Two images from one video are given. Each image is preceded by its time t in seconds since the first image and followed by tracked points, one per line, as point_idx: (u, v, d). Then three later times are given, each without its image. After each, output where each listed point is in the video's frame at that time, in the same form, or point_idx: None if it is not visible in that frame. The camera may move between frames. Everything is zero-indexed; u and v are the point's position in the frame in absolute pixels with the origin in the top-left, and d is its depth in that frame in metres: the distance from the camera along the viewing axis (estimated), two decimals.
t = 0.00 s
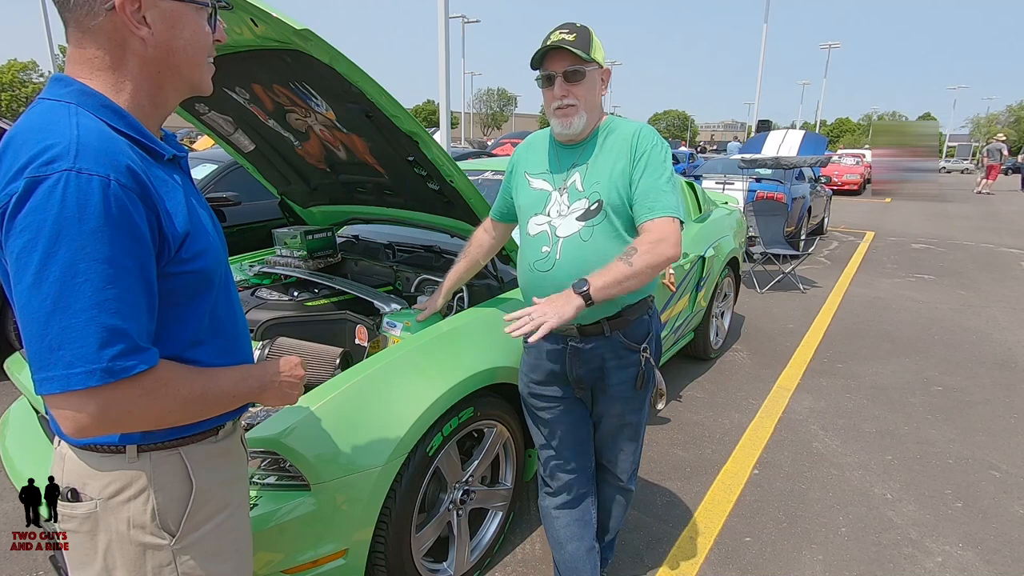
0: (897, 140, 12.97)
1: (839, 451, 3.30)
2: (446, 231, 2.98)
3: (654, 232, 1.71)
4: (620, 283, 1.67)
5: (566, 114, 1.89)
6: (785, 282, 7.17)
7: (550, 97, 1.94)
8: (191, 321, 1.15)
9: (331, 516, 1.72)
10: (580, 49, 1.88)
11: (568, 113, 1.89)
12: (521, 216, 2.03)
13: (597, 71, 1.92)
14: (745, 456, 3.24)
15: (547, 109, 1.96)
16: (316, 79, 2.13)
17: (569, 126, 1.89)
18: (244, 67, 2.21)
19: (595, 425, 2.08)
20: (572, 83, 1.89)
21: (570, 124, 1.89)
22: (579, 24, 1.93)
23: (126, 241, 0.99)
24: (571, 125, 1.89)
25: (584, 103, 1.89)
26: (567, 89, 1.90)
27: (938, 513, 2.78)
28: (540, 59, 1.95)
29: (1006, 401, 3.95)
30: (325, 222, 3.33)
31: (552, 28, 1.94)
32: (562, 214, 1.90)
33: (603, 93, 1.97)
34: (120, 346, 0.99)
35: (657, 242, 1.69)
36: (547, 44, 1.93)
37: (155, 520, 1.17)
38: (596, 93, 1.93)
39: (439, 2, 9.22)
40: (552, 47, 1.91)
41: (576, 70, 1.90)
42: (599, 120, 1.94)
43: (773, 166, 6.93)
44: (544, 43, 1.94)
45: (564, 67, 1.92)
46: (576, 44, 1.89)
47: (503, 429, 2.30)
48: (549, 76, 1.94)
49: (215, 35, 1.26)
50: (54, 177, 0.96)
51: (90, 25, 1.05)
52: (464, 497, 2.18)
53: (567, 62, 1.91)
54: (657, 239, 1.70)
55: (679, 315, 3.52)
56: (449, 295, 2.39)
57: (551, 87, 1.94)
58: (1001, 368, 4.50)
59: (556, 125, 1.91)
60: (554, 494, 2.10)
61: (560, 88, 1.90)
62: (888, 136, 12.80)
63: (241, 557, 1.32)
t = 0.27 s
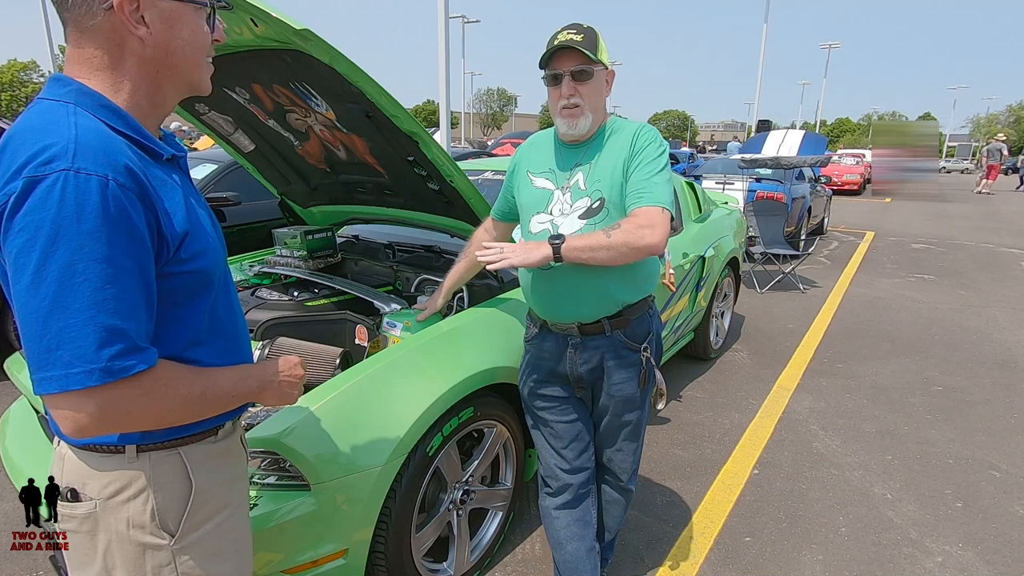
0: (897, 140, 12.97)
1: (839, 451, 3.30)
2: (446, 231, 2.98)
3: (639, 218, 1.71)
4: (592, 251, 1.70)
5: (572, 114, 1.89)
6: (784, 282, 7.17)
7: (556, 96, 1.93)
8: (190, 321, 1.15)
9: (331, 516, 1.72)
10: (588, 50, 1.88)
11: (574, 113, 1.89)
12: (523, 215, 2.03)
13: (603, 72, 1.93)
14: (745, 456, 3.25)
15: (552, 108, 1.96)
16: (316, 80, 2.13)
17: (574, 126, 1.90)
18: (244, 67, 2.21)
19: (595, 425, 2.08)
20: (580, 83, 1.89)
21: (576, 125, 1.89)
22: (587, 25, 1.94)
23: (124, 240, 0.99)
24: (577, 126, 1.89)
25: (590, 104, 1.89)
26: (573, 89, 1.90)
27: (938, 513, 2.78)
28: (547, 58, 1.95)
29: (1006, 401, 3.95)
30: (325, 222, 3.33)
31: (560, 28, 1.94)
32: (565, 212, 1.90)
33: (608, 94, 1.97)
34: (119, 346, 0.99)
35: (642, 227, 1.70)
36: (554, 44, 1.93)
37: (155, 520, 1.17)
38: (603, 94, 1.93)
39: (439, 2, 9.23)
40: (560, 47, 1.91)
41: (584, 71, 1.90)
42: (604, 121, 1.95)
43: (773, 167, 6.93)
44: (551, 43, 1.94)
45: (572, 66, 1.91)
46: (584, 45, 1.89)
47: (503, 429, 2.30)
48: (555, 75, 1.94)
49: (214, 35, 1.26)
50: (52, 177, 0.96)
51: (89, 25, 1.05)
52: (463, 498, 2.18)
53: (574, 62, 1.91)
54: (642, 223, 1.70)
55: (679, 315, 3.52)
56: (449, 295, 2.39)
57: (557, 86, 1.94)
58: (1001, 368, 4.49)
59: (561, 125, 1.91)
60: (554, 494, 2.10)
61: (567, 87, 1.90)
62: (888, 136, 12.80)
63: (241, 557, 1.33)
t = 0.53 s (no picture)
0: (897, 140, 12.97)
1: (839, 451, 3.30)
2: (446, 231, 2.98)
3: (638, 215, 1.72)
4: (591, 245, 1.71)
5: (571, 115, 1.89)
6: (784, 282, 7.17)
7: (556, 97, 1.93)
8: (188, 321, 1.14)
9: (331, 516, 1.72)
10: (589, 51, 1.88)
11: (574, 115, 1.89)
12: (524, 215, 2.03)
13: (603, 74, 1.92)
14: (745, 456, 3.24)
15: (553, 109, 1.96)
16: (316, 80, 2.13)
17: (575, 128, 1.90)
18: (244, 67, 2.21)
19: (595, 424, 2.08)
20: (580, 84, 1.89)
21: (576, 126, 1.90)
22: (587, 26, 1.94)
23: (122, 240, 0.99)
24: (577, 127, 1.90)
25: (590, 106, 1.89)
26: (574, 90, 1.89)
27: (938, 513, 2.78)
28: (548, 59, 1.95)
29: (1006, 401, 3.95)
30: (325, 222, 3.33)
31: (561, 29, 1.94)
32: (565, 212, 1.90)
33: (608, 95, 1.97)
34: (116, 346, 0.99)
35: (641, 225, 1.70)
36: (555, 45, 1.93)
37: (154, 520, 1.17)
38: (603, 95, 1.93)
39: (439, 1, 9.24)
40: (560, 48, 1.91)
41: (584, 72, 1.90)
42: (604, 123, 1.95)
43: (773, 167, 6.93)
44: (551, 44, 1.94)
45: (572, 67, 1.91)
46: (585, 47, 1.89)
47: (503, 429, 2.30)
48: (556, 76, 1.94)
49: (214, 35, 1.26)
50: (50, 177, 0.96)
51: (87, 24, 1.05)
52: (463, 498, 2.18)
53: (575, 63, 1.91)
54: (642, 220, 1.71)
55: (679, 315, 3.52)
56: (449, 295, 2.39)
57: (558, 87, 1.94)
58: (1001, 368, 4.49)
59: (561, 127, 1.92)
60: (554, 493, 2.10)
61: (568, 88, 1.90)
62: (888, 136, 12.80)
63: (240, 557, 1.33)
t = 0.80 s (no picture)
0: (897, 140, 12.97)
1: (839, 451, 3.30)
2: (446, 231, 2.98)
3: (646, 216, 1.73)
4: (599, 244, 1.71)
5: (575, 116, 1.89)
6: (784, 282, 7.17)
7: (558, 98, 1.93)
8: (187, 321, 1.15)
9: (331, 516, 1.72)
10: (590, 51, 1.88)
11: (578, 116, 1.89)
12: (525, 215, 2.03)
13: (605, 73, 1.92)
14: (745, 456, 3.24)
15: (555, 110, 1.96)
16: (316, 80, 2.13)
17: (580, 128, 1.90)
18: (244, 67, 2.21)
19: (596, 424, 2.09)
20: (582, 84, 1.89)
21: (579, 126, 1.90)
22: (587, 26, 1.94)
23: (120, 240, 0.99)
24: (583, 127, 1.89)
25: (592, 105, 1.89)
26: (576, 91, 1.89)
27: (938, 513, 2.78)
28: (549, 60, 1.95)
29: (1006, 400, 3.95)
30: (325, 222, 3.33)
31: (562, 30, 1.94)
32: (566, 211, 1.90)
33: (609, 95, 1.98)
34: (115, 345, 0.99)
35: (648, 225, 1.71)
36: (556, 46, 1.92)
37: (153, 520, 1.17)
38: (604, 94, 1.94)
39: (439, 1, 9.24)
40: (561, 49, 1.91)
41: (586, 72, 1.90)
42: (606, 122, 1.95)
43: (773, 167, 6.93)
44: (552, 45, 1.94)
45: (573, 68, 1.91)
46: (586, 47, 1.89)
47: (504, 429, 2.30)
48: (557, 77, 1.94)
49: (213, 35, 1.26)
50: (48, 176, 0.96)
51: (86, 24, 1.05)
52: (463, 497, 2.18)
53: (577, 63, 1.91)
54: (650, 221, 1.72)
55: (679, 315, 3.52)
56: (449, 295, 2.39)
57: (560, 88, 1.94)
58: (1001, 368, 4.49)
59: (565, 128, 1.92)
60: (555, 493, 2.10)
61: (570, 89, 1.90)
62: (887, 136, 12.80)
63: (239, 556, 1.33)
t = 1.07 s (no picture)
0: (897, 140, 12.96)
1: (839, 451, 3.30)
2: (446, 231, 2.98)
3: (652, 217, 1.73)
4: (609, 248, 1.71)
5: (575, 117, 1.89)
6: (784, 282, 7.17)
7: (559, 99, 1.93)
8: (186, 321, 1.15)
9: (331, 516, 1.72)
10: (590, 52, 1.88)
11: (578, 116, 1.89)
12: (525, 214, 2.03)
13: (605, 73, 1.93)
14: (745, 456, 3.24)
15: (556, 111, 1.96)
16: (316, 80, 2.13)
17: (578, 128, 1.90)
18: (244, 67, 2.21)
19: (597, 424, 2.09)
20: (583, 85, 1.89)
21: (579, 127, 1.90)
22: (587, 27, 1.94)
23: (119, 240, 0.99)
24: (581, 127, 1.90)
25: (593, 106, 1.90)
26: (577, 92, 1.90)
27: (938, 513, 2.78)
28: (550, 60, 1.95)
29: (1006, 400, 3.95)
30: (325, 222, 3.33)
31: (562, 30, 1.93)
32: (567, 210, 1.89)
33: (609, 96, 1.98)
34: (113, 345, 0.99)
35: (657, 226, 1.71)
36: (557, 46, 1.92)
37: (151, 520, 1.17)
38: (604, 95, 1.94)
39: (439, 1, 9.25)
40: (562, 49, 1.91)
41: (587, 73, 1.90)
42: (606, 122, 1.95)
43: (774, 167, 6.93)
44: (553, 45, 1.94)
45: (574, 69, 1.91)
46: (587, 47, 1.89)
47: (504, 429, 2.30)
48: (558, 78, 1.94)
49: (213, 35, 1.26)
50: (46, 176, 0.96)
51: (86, 24, 1.05)
52: (464, 498, 2.18)
53: (577, 64, 1.91)
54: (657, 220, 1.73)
55: (679, 315, 3.52)
56: (449, 295, 2.39)
57: (561, 88, 1.94)
58: (1001, 368, 4.49)
59: (564, 128, 1.92)
60: (555, 493, 2.10)
61: (570, 89, 1.90)
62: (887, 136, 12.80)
63: (237, 556, 1.33)
